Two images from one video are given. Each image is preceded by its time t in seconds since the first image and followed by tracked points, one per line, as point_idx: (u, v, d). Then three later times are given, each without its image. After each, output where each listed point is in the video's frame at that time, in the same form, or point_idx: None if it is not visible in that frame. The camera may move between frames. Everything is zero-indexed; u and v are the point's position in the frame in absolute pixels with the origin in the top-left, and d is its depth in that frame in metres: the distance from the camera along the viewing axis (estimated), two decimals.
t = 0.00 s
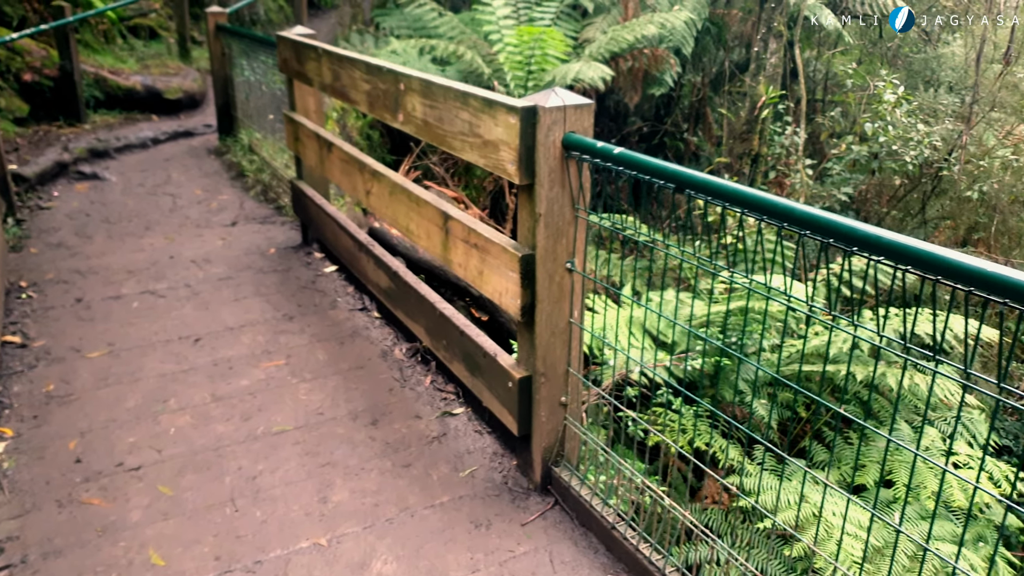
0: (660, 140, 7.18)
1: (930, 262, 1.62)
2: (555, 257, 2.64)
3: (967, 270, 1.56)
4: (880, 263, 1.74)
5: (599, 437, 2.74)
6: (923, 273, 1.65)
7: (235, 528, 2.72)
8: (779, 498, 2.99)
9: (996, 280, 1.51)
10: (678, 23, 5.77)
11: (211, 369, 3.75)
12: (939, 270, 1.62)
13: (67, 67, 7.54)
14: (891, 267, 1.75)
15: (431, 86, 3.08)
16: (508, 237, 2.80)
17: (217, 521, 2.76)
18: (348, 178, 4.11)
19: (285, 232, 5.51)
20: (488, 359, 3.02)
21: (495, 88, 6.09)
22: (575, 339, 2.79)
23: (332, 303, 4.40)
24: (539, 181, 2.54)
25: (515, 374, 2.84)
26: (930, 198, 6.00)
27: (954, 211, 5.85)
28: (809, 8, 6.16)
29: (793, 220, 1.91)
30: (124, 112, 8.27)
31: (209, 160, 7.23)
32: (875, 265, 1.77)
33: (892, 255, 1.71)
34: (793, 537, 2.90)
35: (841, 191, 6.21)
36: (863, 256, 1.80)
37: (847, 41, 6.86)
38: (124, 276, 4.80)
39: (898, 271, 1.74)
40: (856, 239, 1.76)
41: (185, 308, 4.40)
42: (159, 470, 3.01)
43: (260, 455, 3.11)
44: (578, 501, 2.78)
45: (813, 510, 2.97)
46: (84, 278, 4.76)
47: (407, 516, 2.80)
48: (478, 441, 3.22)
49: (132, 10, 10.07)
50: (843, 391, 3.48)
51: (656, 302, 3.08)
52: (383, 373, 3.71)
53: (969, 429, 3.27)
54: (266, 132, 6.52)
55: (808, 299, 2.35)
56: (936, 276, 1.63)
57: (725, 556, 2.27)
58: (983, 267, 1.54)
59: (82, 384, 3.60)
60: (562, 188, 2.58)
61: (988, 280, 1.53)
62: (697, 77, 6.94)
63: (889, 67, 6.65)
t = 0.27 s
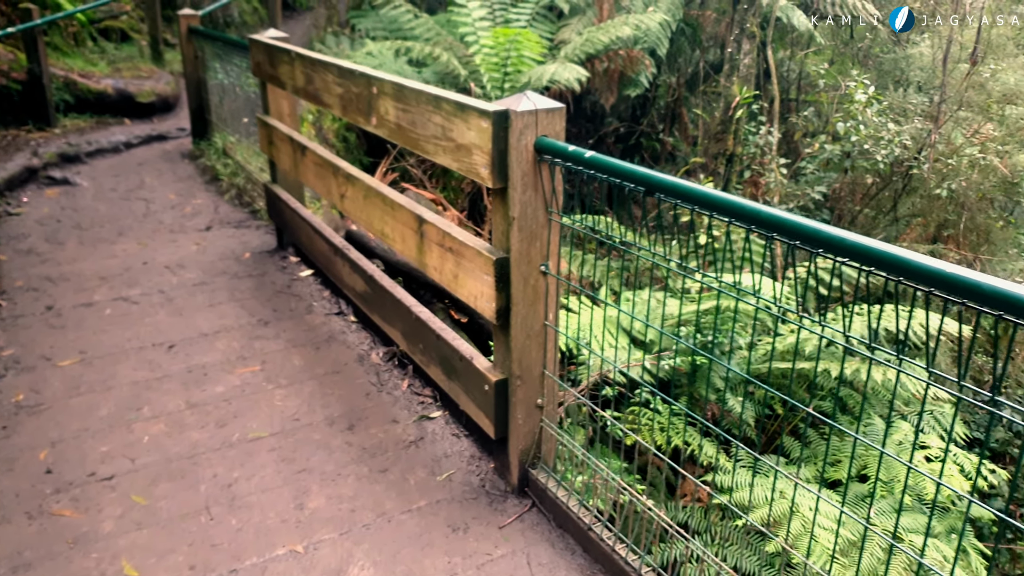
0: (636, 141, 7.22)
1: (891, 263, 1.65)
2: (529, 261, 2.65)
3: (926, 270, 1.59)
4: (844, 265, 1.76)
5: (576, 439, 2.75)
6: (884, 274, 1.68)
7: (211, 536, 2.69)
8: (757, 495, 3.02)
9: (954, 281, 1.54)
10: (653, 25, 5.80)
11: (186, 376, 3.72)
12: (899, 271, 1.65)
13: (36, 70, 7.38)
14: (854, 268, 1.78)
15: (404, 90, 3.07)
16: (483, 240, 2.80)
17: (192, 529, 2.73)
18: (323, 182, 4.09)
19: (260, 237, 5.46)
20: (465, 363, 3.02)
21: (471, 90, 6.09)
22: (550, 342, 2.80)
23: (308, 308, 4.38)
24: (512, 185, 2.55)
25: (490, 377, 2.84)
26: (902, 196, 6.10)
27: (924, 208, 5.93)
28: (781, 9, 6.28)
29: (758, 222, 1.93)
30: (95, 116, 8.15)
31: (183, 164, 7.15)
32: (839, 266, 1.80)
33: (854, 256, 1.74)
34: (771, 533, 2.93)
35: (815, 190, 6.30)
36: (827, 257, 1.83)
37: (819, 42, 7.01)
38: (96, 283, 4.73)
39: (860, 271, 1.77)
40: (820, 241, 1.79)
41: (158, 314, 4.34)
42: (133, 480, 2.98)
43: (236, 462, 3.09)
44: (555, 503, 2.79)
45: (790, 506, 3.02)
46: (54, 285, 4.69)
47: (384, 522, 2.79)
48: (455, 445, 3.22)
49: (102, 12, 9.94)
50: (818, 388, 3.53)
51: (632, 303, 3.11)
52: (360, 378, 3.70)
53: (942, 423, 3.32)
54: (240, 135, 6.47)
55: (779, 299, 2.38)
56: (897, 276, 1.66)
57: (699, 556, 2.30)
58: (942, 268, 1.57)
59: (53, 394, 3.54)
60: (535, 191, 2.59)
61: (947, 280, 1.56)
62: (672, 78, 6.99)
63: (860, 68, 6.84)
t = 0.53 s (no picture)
0: (609, 140, 7.25)
1: (855, 263, 1.68)
2: (502, 263, 2.65)
3: (889, 270, 1.62)
4: (809, 265, 1.79)
5: (552, 440, 2.76)
6: (848, 273, 1.71)
7: (182, 546, 2.66)
8: (733, 490, 3.05)
9: (915, 279, 1.57)
10: (624, 25, 5.83)
11: (156, 383, 3.66)
12: (863, 270, 1.67)
13: None
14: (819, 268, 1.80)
15: (374, 92, 3.06)
16: (455, 242, 2.80)
17: (163, 539, 2.69)
18: (293, 184, 4.06)
19: (231, 240, 5.40)
20: (439, 365, 3.01)
21: (444, 90, 6.07)
22: (524, 343, 2.80)
23: (280, 312, 4.34)
24: (484, 187, 2.55)
25: (465, 379, 2.84)
26: (870, 193, 6.16)
27: (892, 205, 6.04)
28: (749, 9, 6.39)
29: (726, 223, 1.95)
30: (60, 118, 8.01)
31: (152, 166, 7.05)
32: (805, 266, 1.82)
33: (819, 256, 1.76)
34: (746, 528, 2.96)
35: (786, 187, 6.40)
36: (793, 257, 1.85)
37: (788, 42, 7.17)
38: (63, 289, 4.64)
39: (825, 270, 1.79)
40: (785, 241, 1.81)
41: (127, 320, 4.28)
42: (101, 490, 2.92)
43: (208, 469, 3.05)
44: (530, 505, 2.79)
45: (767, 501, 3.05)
46: (19, 292, 4.59)
47: (359, 527, 2.77)
48: (431, 448, 3.21)
49: (66, 13, 9.77)
50: (792, 383, 3.57)
51: (606, 302, 3.13)
52: (333, 382, 3.67)
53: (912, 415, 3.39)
54: (210, 137, 6.39)
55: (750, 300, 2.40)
56: (861, 275, 1.68)
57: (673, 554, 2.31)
58: (904, 267, 1.59)
59: (19, 403, 3.47)
60: (507, 193, 2.59)
61: (908, 279, 1.58)
62: (644, 77, 7.03)
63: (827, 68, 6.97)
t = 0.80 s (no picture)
0: (580, 140, 7.26)
1: (823, 262, 1.71)
2: (475, 265, 2.64)
3: (855, 268, 1.64)
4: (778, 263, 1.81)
5: (527, 440, 2.77)
6: (817, 272, 1.73)
7: (153, 557, 2.61)
8: (709, 486, 3.08)
9: (881, 277, 1.60)
10: (593, 25, 5.85)
11: (124, 391, 3.60)
12: (831, 268, 1.70)
13: None
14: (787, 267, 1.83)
15: (343, 94, 3.03)
16: (427, 245, 2.79)
17: (133, 551, 2.64)
18: (263, 187, 4.01)
19: (200, 245, 5.33)
20: (413, 369, 3.00)
21: (415, 91, 6.03)
22: (498, 345, 2.80)
23: (251, 316, 4.29)
24: (455, 189, 2.54)
25: (439, 383, 2.83)
26: (837, 189, 6.24)
27: (858, 201, 6.13)
28: (717, 8, 6.47)
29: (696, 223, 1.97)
30: (21, 123, 7.84)
31: (117, 170, 6.92)
32: (774, 265, 1.84)
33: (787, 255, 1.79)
34: (720, 523, 2.98)
35: (756, 184, 6.51)
36: (762, 256, 1.88)
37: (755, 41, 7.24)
38: (26, 297, 4.54)
39: (794, 269, 1.82)
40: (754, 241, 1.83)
41: (94, 328, 4.20)
42: (69, 502, 2.87)
43: (179, 478, 3.00)
44: (506, 506, 2.80)
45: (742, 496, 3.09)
46: None
47: (334, 533, 2.75)
48: (405, 452, 3.20)
49: (26, 15, 9.56)
50: (764, 379, 3.62)
51: (580, 302, 3.14)
52: (306, 387, 3.63)
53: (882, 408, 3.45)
54: (177, 140, 6.29)
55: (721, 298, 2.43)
56: (829, 274, 1.71)
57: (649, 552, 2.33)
58: (871, 265, 1.62)
59: None
60: (479, 195, 2.58)
61: (875, 277, 1.61)
62: (613, 77, 7.05)
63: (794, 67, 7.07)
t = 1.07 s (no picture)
0: (551, 141, 7.28)
1: (790, 262, 1.73)
2: (447, 267, 2.64)
3: (822, 268, 1.67)
4: (746, 263, 1.84)
5: (502, 442, 2.77)
6: (785, 271, 1.76)
7: (123, 568, 2.57)
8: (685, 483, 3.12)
9: (847, 276, 1.63)
10: (563, 26, 5.87)
11: (91, 400, 3.53)
12: (798, 267, 1.73)
13: None
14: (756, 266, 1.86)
15: (311, 97, 3.01)
16: (398, 248, 2.78)
17: (102, 562, 2.60)
18: (231, 191, 3.97)
19: (168, 249, 5.25)
20: (385, 373, 2.99)
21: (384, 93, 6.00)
22: (471, 348, 2.80)
23: (221, 322, 4.23)
24: (426, 192, 2.53)
25: (412, 386, 2.82)
26: (804, 187, 6.33)
27: (826, 199, 6.21)
28: (685, 9, 6.55)
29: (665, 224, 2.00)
30: None
31: (82, 175, 6.80)
32: (743, 264, 1.87)
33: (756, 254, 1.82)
34: (694, 519, 3.02)
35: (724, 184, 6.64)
36: (731, 256, 1.90)
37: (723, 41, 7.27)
38: None
39: (762, 269, 1.84)
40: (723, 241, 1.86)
41: (60, 336, 4.12)
42: (36, 514, 2.81)
43: (149, 487, 2.96)
44: (481, 509, 2.80)
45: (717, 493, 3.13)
46: None
47: (308, 539, 2.73)
48: (379, 456, 3.18)
49: None
50: (737, 376, 3.68)
51: (553, 303, 3.16)
52: (278, 393, 3.60)
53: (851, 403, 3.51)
54: (143, 144, 6.20)
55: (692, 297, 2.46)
56: (796, 273, 1.74)
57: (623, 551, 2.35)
58: (836, 264, 1.65)
59: None
60: (450, 198, 2.58)
61: (841, 276, 1.64)
62: (583, 78, 7.08)
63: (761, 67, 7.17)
